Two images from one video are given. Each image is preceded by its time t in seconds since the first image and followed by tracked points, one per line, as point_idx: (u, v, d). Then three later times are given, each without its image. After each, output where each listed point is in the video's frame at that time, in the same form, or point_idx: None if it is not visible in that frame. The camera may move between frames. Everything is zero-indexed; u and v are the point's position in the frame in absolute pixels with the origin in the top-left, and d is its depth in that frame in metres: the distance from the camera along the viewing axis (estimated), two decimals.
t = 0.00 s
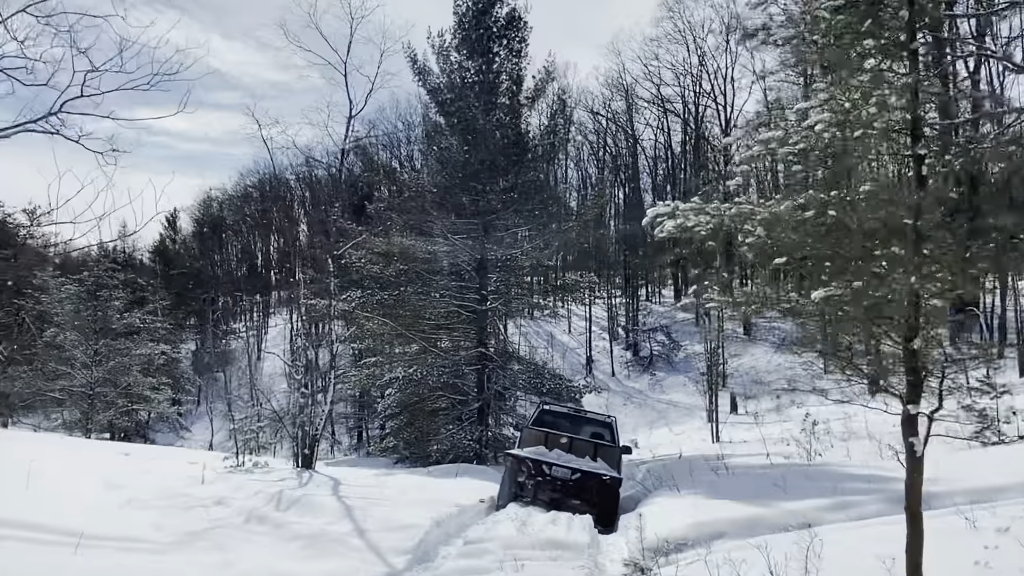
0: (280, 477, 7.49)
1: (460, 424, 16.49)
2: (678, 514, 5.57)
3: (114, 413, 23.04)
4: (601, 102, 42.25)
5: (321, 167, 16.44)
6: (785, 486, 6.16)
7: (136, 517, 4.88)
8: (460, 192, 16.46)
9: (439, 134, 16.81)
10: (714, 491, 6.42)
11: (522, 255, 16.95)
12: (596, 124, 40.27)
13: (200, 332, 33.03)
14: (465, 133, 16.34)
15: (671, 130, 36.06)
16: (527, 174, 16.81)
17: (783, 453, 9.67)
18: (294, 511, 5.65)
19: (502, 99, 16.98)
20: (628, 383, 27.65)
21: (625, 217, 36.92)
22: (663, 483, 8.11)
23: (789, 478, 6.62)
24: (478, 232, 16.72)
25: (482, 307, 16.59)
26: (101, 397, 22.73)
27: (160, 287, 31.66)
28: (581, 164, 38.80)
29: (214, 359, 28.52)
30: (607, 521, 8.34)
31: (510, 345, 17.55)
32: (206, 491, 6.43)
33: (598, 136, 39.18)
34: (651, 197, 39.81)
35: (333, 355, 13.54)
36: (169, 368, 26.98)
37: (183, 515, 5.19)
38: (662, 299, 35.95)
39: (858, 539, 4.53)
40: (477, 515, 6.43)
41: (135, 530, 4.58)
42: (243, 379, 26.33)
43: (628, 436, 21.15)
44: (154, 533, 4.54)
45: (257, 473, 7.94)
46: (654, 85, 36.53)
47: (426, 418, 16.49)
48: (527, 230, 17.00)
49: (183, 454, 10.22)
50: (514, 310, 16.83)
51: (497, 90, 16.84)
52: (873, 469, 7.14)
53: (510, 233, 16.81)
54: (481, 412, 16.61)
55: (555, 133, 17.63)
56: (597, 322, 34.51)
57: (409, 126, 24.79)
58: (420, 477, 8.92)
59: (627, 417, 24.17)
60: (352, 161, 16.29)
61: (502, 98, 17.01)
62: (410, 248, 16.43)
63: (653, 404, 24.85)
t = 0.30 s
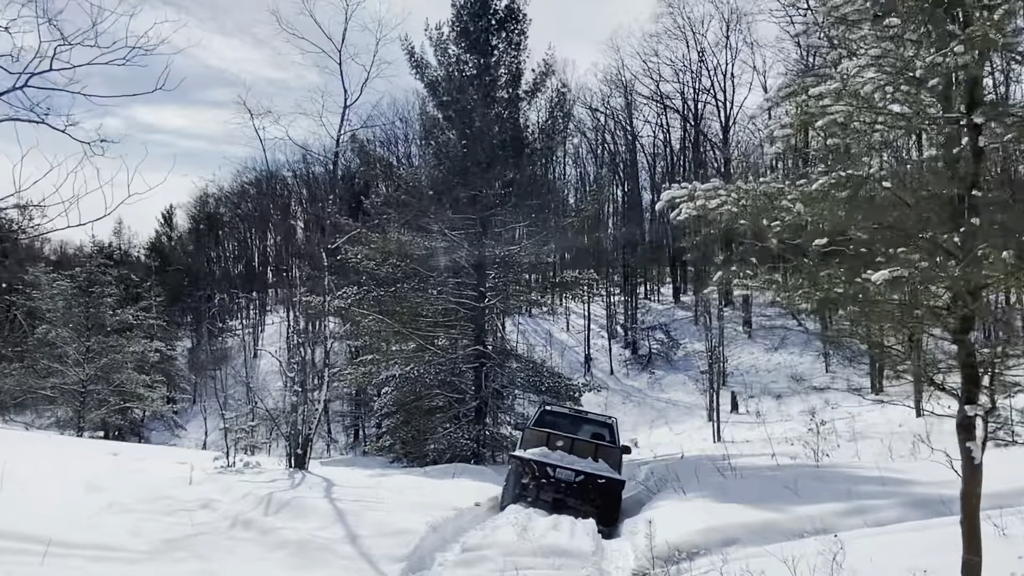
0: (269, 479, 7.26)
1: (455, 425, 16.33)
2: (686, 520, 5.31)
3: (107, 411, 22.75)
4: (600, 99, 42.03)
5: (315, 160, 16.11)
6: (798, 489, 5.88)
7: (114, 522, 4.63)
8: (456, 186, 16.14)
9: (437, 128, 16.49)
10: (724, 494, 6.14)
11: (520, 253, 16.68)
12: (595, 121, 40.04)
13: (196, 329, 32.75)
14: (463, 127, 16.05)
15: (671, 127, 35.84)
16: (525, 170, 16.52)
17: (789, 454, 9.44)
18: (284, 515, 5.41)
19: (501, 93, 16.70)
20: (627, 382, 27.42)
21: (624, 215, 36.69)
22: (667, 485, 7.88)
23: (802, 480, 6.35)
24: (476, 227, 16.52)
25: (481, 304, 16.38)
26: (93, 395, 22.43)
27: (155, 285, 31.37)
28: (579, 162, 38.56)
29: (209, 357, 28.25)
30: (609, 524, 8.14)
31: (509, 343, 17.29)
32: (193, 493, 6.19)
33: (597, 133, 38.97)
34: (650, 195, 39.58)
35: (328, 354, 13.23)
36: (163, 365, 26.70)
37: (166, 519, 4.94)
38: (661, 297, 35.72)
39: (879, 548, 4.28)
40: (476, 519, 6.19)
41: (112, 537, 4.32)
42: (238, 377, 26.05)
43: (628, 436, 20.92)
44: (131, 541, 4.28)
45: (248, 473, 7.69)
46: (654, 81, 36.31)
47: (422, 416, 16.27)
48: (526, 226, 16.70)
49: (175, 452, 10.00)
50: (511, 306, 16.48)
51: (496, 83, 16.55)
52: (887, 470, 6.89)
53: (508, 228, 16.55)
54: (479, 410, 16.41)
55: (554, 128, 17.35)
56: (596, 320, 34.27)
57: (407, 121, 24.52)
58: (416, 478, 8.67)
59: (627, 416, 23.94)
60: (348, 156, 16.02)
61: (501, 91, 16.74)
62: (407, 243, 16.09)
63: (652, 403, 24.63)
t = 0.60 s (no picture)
0: (261, 482, 7.02)
1: (454, 424, 16.12)
2: (698, 526, 5.03)
3: (100, 410, 22.47)
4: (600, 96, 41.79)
5: (312, 157, 15.87)
6: (814, 494, 5.62)
7: (95, 528, 4.39)
8: (454, 181, 15.84)
9: (435, 122, 16.22)
10: (737, 498, 5.87)
11: (518, 250, 16.43)
12: (595, 119, 39.78)
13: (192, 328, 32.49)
14: (461, 120, 15.78)
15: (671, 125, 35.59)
16: (525, 165, 16.22)
17: (797, 455, 9.18)
18: (276, 520, 5.17)
19: (500, 87, 16.45)
20: (627, 381, 27.17)
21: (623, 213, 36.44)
22: (672, 487, 7.63)
23: (816, 484, 6.09)
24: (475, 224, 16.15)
25: (480, 302, 16.13)
26: (86, 393, 22.17)
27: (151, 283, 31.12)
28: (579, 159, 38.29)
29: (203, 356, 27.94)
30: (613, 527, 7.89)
31: (508, 341, 17.05)
32: (182, 496, 5.94)
33: (595, 131, 38.74)
34: (650, 193, 39.33)
35: (320, 350, 12.97)
36: (158, 364, 26.43)
37: (151, 525, 4.70)
38: (660, 296, 35.47)
39: (912, 553, 3.99)
40: (476, 524, 5.94)
41: (90, 545, 4.09)
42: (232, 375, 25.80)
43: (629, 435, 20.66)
44: (109, 549, 4.02)
45: (241, 475, 7.45)
46: (654, 79, 36.10)
47: (420, 415, 16.03)
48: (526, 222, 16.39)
49: (165, 453, 9.76)
50: (511, 304, 16.22)
51: (495, 78, 16.31)
52: (902, 473, 6.64)
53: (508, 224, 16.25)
54: (478, 409, 16.16)
55: (553, 124, 17.08)
56: (595, 319, 34.01)
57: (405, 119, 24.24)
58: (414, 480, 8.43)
59: (626, 416, 23.69)
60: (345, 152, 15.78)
61: (500, 85, 16.49)
62: (405, 239, 15.88)
63: (652, 402, 24.37)
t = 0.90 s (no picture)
0: (254, 484, 6.78)
1: (453, 424, 15.89)
2: (713, 533, 4.77)
3: (95, 409, 22.21)
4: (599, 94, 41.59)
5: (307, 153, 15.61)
6: (829, 498, 5.38)
7: (72, 537, 4.14)
8: (453, 177, 15.59)
9: (434, 118, 15.99)
10: (748, 502, 5.62)
11: (517, 248, 16.20)
12: (594, 116, 39.57)
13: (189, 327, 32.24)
14: (461, 116, 15.55)
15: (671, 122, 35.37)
16: (525, 161, 15.99)
17: (803, 456, 8.97)
18: (265, 527, 4.92)
19: (499, 83, 16.25)
20: (627, 380, 26.95)
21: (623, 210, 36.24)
22: (677, 489, 7.41)
23: (830, 486, 5.85)
24: (474, 221, 15.92)
25: (479, 300, 15.91)
26: (81, 392, 21.92)
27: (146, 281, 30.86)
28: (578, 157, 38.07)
29: (199, 355, 27.68)
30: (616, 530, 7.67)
31: (507, 340, 16.82)
32: (169, 500, 5.69)
33: (594, 129, 38.52)
34: (649, 191, 39.12)
35: (315, 349, 12.69)
36: (154, 363, 26.17)
37: (133, 532, 4.45)
38: (660, 294, 35.26)
39: (946, 558, 3.74)
40: (476, 529, 5.69)
41: (66, 555, 3.84)
42: (229, 374, 25.55)
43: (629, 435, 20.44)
44: (87, 560, 3.78)
45: (233, 477, 7.21)
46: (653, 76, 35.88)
47: (418, 415, 15.81)
48: (526, 218, 16.16)
49: (156, 454, 9.52)
50: (510, 302, 15.98)
51: (495, 74, 16.11)
52: (917, 475, 6.42)
53: (508, 221, 16.01)
54: (477, 409, 15.93)
55: (553, 121, 16.87)
56: (594, 318, 33.79)
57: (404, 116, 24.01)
58: (412, 482, 8.22)
59: (626, 415, 23.47)
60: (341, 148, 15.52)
61: (500, 81, 16.30)
62: (403, 236, 15.64)
63: (652, 401, 24.14)
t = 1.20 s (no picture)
0: (245, 487, 6.58)
1: (451, 423, 15.69)
2: (728, 542, 4.54)
3: (89, 409, 21.98)
4: (598, 91, 41.35)
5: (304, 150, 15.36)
6: (843, 503, 5.16)
7: (47, 547, 3.92)
8: (451, 174, 15.36)
9: (432, 115, 15.77)
10: (759, 507, 5.39)
11: (516, 244, 15.96)
12: (592, 114, 39.34)
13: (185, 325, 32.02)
14: (459, 112, 15.34)
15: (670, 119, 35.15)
16: (524, 157, 15.78)
17: (807, 457, 8.79)
18: (254, 535, 4.70)
19: (498, 79, 16.04)
20: (626, 379, 26.74)
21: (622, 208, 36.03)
22: (682, 491, 7.25)
23: (844, 490, 5.63)
24: (473, 219, 15.71)
25: (477, 298, 15.70)
26: (74, 392, 21.68)
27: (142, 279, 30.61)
28: (577, 154, 37.85)
29: (194, 353, 27.44)
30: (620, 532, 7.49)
31: (506, 339, 16.60)
32: (154, 505, 5.48)
33: (593, 127, 38.34)
34: (648, 188, 38.91)
35: (310, 349, 12.45)
36: (149, 361, 25.93)
37: (114, 541, 4.23)
38: (659, 293, 35.07)
39: (978, 568, 3.53)
40: (475, 537, 5.46)
41: (41, 566, 3.63)
42: (225, 373, 25.32)
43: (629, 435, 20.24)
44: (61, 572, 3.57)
45: (223, 479, 6.99)
46: (653, 72, 35.74)
47: (415, 415, 15.59)
48: (525, 215, 15.94)
49: (147, 456, 9.30)
50: (509, 300, 15.76)
51: (493, 69, 15.89)
52: (928, 479, 6.22)
53: (507, 218, 15.80)
54: (475, 409, 15.73)
55: (553, 117, 16.65)
56: (593, 316, 33.58)
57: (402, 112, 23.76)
58: (410, 485, 8.06)
59: (625, 415, 23.28)
60: (339, 144, 15.33)
61: (498, 77, 16.08)
62: (401, 233, 15.44)
63: (652, 401, 23.93)
